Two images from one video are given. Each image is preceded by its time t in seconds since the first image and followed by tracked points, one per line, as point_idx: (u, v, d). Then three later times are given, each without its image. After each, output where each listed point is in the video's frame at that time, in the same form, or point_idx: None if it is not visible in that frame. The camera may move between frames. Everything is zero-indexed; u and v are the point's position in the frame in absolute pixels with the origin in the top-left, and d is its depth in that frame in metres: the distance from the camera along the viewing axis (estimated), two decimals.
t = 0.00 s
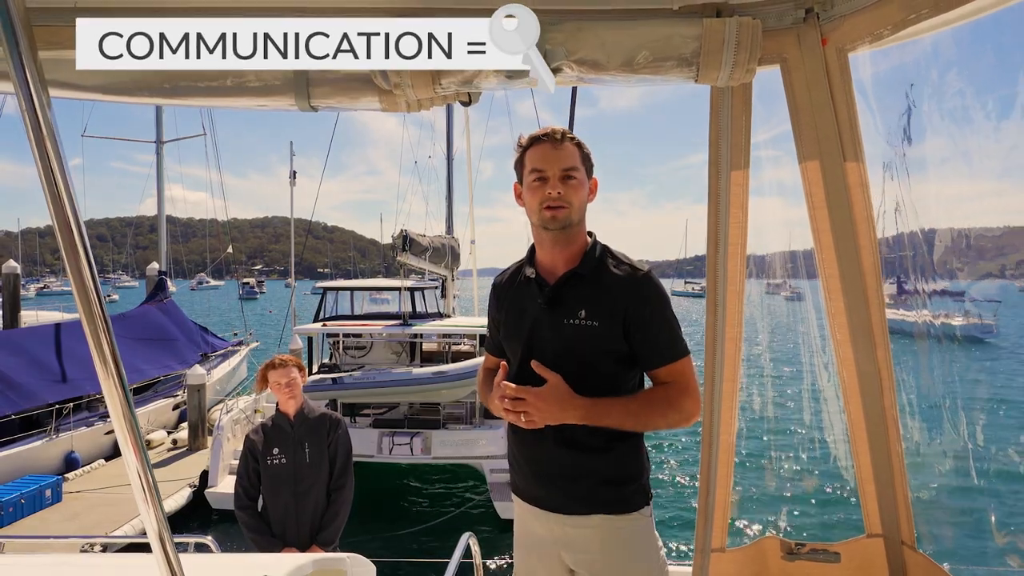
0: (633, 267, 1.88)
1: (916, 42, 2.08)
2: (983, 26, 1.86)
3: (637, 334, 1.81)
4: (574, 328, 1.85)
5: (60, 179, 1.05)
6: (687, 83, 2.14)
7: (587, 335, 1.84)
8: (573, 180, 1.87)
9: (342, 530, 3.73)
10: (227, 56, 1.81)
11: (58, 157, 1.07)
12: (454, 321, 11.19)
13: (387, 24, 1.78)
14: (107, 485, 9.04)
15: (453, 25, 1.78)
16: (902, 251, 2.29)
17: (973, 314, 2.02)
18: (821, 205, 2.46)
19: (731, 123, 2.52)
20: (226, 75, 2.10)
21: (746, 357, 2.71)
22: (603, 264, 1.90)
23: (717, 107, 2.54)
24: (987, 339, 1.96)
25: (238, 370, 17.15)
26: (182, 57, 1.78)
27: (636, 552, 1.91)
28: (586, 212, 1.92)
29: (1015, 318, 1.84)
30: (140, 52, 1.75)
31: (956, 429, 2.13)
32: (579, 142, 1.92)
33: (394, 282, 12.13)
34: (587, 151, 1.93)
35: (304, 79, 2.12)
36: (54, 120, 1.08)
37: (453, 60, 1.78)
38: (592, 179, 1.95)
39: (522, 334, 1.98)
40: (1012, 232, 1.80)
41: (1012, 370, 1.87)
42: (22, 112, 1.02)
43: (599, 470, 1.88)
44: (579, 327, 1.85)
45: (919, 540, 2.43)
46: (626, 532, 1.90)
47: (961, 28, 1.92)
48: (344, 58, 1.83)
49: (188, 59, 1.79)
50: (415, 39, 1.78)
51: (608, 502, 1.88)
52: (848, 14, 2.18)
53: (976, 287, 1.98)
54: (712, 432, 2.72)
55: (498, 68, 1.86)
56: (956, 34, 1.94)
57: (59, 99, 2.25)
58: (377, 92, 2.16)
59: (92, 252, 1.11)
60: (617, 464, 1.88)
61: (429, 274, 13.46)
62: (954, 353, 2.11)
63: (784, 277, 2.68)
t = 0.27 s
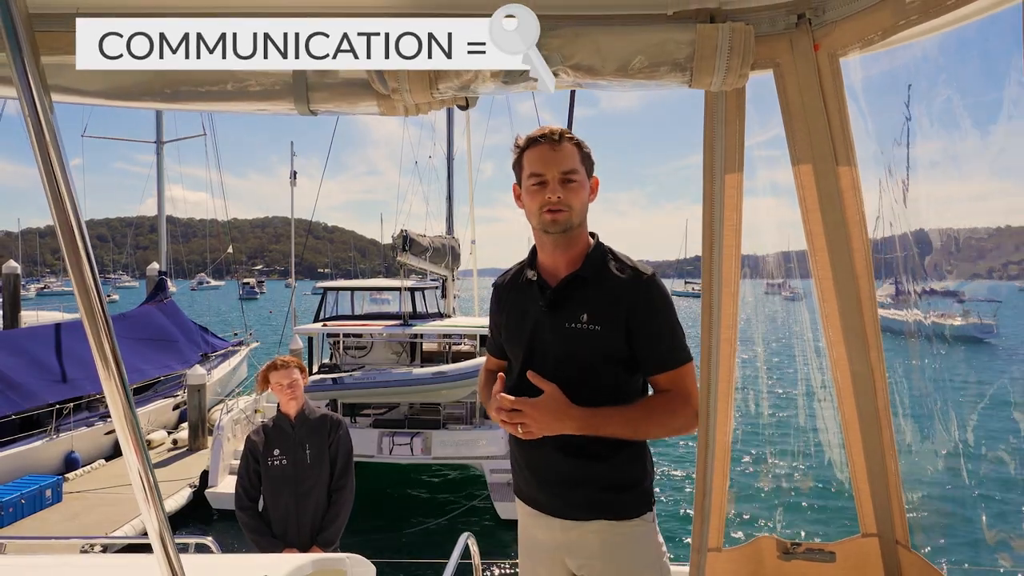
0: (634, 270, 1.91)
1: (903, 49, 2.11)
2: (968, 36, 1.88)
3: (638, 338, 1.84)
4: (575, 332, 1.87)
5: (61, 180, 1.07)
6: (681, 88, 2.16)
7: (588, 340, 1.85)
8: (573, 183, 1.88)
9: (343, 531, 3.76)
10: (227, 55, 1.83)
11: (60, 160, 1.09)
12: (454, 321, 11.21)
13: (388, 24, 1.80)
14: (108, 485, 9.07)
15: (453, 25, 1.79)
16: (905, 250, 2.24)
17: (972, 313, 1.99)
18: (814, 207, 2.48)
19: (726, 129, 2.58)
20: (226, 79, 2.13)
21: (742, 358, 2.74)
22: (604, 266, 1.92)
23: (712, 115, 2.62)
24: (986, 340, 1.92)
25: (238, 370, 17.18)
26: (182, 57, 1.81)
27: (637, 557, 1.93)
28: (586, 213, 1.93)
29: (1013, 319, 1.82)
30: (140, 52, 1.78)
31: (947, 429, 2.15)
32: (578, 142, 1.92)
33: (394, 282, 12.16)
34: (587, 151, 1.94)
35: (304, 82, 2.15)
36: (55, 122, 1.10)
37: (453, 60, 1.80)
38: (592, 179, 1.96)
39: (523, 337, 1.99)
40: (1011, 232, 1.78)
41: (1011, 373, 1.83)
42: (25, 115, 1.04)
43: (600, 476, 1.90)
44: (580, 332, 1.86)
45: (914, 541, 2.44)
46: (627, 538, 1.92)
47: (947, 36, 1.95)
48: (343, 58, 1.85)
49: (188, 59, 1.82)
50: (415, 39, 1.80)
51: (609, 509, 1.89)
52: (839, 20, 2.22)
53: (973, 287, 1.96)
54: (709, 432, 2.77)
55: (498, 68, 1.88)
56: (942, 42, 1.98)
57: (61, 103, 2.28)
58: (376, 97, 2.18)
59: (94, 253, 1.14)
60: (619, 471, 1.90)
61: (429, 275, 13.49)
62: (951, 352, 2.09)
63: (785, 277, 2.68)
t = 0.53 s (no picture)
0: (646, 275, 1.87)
1: (904, 52, 2.12)
2: (968, 37, 1.89)
3: (646, 348, 1.79)
4: (582, 336, 1.85)
5: (64, 181, 1.08)
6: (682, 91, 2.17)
7: (595, 345, 1.83)
8: (590, 187, 1.86)
9: (343, 532, 3.76)
10: (227, 55, 1.83)
11: (63, 163, 1.09)
12: (455, 321, 11.22)
13: (388, 23, 1.81)
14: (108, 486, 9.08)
15: (453, 24, 1.80)
16: (904, 251, 2.25)
17: (973, 314, 2.00)
18: (814, 209, 2.48)
19: (726, 130, 2.58)
20: (228, 82, 2.14)
21: (743, 359, 2.76)
22: (615, 271, 1.89)
23: (713, 116, 2.61)
24: (986, 340, 1.93)
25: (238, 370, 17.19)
26: (182, 56, 1.81)
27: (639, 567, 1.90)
28: (600, 216, 1.93)
29: (1013, 321, 1.83)
30: (141, 52, 1.79)
31: (947, 431, 2.16)
32: (594, 144, 1.91)
33: (395, 282, 12.16)
34: (605, 154, 1.93)
35: (305, 86, 2.15)
36: (59, 125, 1.11)
37: (453, 59, 1.81)
38: (608, 181, 1.95)
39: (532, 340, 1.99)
40: (1011, 232, 1.78)
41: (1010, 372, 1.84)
42: (28, 118, 1.04)
43: (598, 486, 1.87)
44: (587, 336, 1.85)
45: (914, 542, 2.45)
46: (629, 548, 1.89)
47: (946, 38, 1.96)
48: (343, 58, 1.86)
49: (188, 58, 1.82)
50: (415, 39, 1.82)
51: (608, 520, 1.87)
52: (839, 23, 2.21)
53: (975, 287, 1.96)
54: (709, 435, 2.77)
55: (498, 68, 1.88)
56: (941, 45, 1.98)
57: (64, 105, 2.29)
58: (377, 100, 2.18)
59: (95, 253, 1.14)
60: (618, 482, 1.87)
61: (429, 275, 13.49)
62: (952, 353, 2.09)
63: (787, 278, 2.69)
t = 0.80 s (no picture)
0: (654, 276, 1.77)
1: (908, 53, 2.11)
2: (971, 37, 1.88)
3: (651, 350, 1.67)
4: (585, 336, 1.80)
5: (64, 183, 1.08)
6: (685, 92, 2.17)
7: (597, 346, 1.77)
8: (605, 188, 1.84)
9: (343, 532, 3.77)
10: (227, 55, 1.83)
11: (65, 165, 1.09)
12: (455, 321, 11.21)
13: (387, 23, 1.80)
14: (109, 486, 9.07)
15: (453, 24, 1.80)
16: (908, 250, 2.24)
17: (973, 315, 2.01)
18: (817, 211, 2.48)
19: (729, 130, 2.58)
20: (229, 83, 2.13)
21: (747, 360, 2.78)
22: (623, 271, 1.83)
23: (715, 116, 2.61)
24: (986, 339, 1.94)
25: (239, 371, 17.19)
26: (181, 56, 1.81)
27: None
28: (613, 217, 1.92)
29: (1012, 321, 1.84)
30: (140, 52, 1.79)
31: (950, 433, 2.15)
32: (611, 144, 1.90)
33: (395, 282, 12.16)
34: (620, 154, 1.91)
35: (308, 87, 2.15)
36: (60, 127, 1.10)
37: (453, 60, 1.81)
38: (622, 182, 1.94)
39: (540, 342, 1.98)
40: (1014, 232, 1.79)
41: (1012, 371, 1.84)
42: (30, 120, 1.04)
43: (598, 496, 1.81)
44: (590, 337, 1.79)
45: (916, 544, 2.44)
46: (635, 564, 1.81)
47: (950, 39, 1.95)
48: (344, 58, 1.85)
49: (188, 58, 1.82)
50: (415, 39, 1.82)
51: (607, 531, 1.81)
52: (842, 25, 2.21)
53: (980, 287, 1.96)
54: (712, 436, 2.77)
55: (499, 68, 1.87)
56: (945, 45, 1.97)
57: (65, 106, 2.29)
58: (379, 101, 2.18)
59: (96, 253, 1.14)
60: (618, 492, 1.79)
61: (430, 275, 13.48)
62: (955, 353, 2.08)
63: (787, 277, 2.72)
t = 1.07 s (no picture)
0: (660, 268, 1.72)
1: (914, 51, 2.09)
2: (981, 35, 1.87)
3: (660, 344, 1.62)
4: (592, 332, 1.78)
5: (65, 182, 1.07)
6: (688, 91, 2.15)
7: (603, 342, 1.75)
8: (607, 178, 1.88)
9: (343, 532, 3.76)
10: (228, 55, 1.81)
11: (66, 164, 1.08)
12: (455, 321, 11.20)
13: (387, 23, 1.79)
14: (108, 486, 9.06)
15: (453, 24, 1.80)
16: (906, 251, 2.26)
17: (974, 314, 2.02)
18: (821, 211, 2.47)
19: (733, 130, 2.57)
20: (230, 82, 2.12)
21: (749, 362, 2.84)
22: (628, 263, 1.80)
23: (719, 114, 2.59)
24: (985, 340, 1.96)
25: (239, 370, 17.18)
26: (182, 56, 1.80)
27: None
28: (619, 210, 1.92)
29: (1014, 322, 1.84)
30: (140, 52, 1.77)
31: (957, 434, 2.14)
32: (612, 136, 1.92)
33: (396, 282, 12.15)
34: (623, 147, 1.94)
35: (309, 86, 2.13)
36: (60, 127, 1.09)
37: (453, 60, 1.81)
38: (627, 177, 1.96)
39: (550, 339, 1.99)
40: (1014, 232, 1.80)
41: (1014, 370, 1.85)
42: (31, 118, 1.03)
43: (599, 501, 1.80)
44: (596, 333, 1.77)
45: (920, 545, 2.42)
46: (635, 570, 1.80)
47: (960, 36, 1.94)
48: (344, 58, 1.84)
49: (188, 58, 1.81)
50: (415, 39, 1.81)
51: (604, 539, 1.80)
52: (846, 24, 2.20)
53: (980, 288, 1.97)
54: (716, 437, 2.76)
55: (499, 68, 1.88)
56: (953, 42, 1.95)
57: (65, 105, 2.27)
58: (381, 100, 2.17)
59: (97, 253, 1.13)
60: (618, 500, 1.78)
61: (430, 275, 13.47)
62: (960, 353, 2.09)
63: (788, 277, 2.73)
